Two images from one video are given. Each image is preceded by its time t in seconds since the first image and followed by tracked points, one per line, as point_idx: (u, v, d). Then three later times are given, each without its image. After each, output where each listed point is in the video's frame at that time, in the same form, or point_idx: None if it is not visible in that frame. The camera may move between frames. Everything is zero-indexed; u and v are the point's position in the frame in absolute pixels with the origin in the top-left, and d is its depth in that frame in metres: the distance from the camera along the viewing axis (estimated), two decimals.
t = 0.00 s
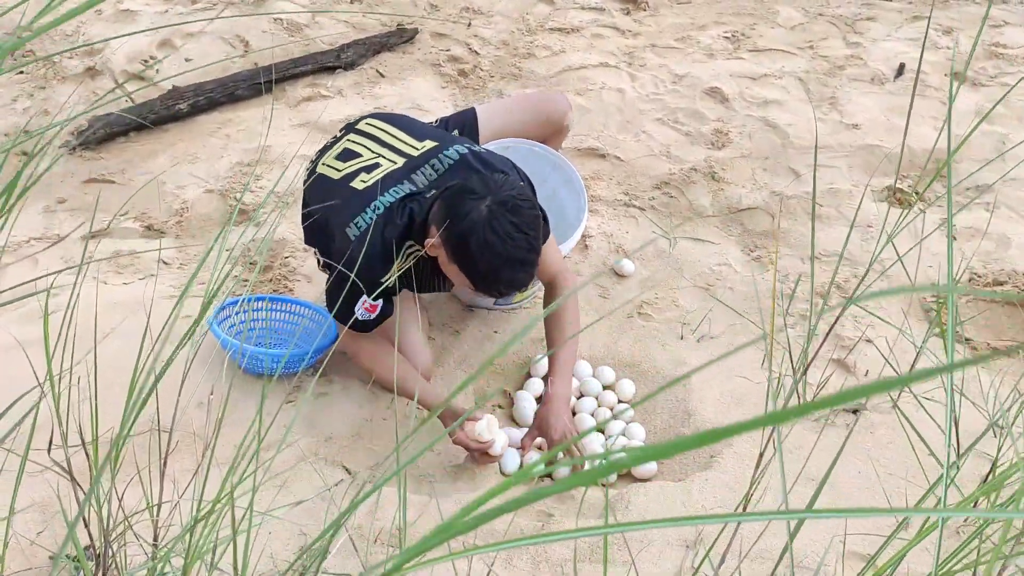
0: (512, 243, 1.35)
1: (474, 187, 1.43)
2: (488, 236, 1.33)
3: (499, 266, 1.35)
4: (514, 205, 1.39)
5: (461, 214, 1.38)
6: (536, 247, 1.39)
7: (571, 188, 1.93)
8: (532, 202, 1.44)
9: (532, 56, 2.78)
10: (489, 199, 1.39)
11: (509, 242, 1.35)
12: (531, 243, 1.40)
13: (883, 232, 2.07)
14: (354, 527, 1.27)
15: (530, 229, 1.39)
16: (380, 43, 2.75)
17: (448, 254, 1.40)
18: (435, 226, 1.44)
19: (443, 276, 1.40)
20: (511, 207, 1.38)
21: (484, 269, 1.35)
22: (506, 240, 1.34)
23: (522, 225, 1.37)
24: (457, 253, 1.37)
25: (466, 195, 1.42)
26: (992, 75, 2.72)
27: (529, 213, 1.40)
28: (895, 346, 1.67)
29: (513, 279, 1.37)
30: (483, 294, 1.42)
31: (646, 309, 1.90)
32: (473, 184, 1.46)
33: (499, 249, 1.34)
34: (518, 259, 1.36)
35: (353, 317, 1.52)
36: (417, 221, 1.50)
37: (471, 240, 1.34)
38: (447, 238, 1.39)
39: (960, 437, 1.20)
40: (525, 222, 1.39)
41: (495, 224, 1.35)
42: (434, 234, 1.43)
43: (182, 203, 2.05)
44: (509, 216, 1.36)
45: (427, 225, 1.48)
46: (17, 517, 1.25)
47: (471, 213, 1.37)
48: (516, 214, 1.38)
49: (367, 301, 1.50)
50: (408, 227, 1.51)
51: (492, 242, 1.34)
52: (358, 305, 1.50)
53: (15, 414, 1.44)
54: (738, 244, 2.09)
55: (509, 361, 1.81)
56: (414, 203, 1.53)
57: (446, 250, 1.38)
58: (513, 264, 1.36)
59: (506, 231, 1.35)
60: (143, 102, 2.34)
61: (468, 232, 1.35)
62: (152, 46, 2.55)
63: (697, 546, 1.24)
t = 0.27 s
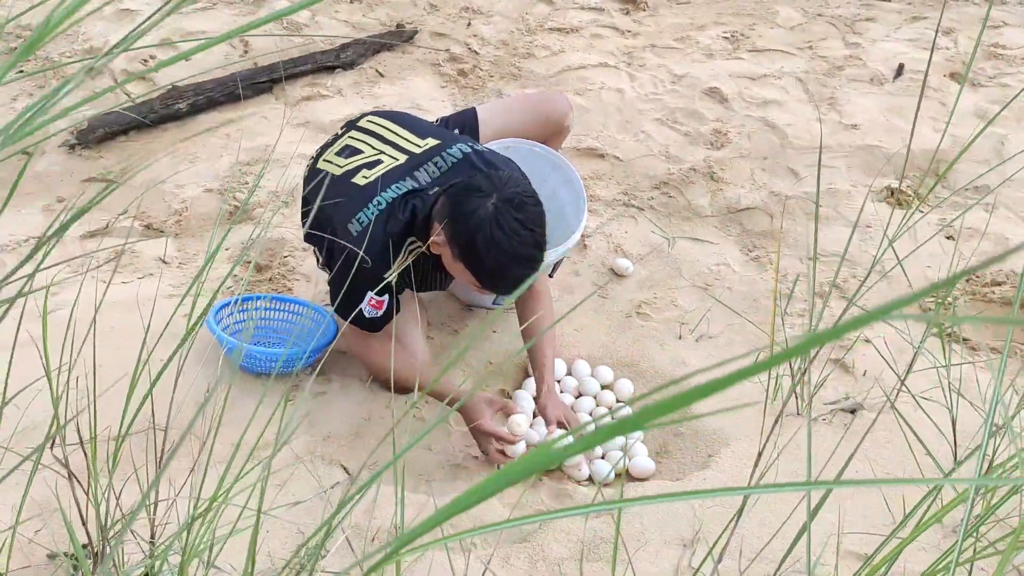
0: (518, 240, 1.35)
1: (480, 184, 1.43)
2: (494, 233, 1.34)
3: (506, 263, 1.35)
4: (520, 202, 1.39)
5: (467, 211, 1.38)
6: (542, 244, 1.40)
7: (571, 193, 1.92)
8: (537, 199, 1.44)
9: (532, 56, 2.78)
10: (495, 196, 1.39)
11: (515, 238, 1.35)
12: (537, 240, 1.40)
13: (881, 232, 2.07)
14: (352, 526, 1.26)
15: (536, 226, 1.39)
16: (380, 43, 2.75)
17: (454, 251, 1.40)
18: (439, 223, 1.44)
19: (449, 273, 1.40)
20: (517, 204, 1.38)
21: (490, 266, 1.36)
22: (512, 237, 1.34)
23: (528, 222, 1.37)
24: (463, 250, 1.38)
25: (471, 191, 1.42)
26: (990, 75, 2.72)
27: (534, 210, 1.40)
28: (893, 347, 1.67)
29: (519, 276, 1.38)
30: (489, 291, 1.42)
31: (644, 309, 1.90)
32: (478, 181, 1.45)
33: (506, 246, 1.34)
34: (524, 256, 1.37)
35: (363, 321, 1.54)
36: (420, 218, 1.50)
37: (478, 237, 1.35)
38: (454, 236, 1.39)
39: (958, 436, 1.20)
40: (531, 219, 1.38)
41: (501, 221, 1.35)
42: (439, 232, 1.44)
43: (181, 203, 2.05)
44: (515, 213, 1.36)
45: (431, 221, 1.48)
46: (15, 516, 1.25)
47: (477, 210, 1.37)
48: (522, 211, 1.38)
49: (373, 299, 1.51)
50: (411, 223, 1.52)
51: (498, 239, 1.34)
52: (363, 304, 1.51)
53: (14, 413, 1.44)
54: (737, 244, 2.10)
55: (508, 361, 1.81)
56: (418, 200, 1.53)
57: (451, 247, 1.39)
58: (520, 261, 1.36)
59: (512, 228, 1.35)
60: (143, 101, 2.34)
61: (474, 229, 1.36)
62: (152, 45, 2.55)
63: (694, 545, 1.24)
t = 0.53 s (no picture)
0: (522, 216, 1.33)
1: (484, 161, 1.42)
2: (498, 210, 1.33)
3: (511, 240, 1.34)
4: (523, 178, 1.37)
5: (470, 188, 1.37)
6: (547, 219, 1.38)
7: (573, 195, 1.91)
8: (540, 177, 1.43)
9: (531, 56, 2.79)
10: (499, 173, 1.38)
11: (520, 215, 1.33)
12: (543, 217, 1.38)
13: (881, 232, 2.08)
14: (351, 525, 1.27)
15: (541, 201, 1.37)
16: (379, 43, 2.75)
17: (458, 229, 1.40)
18: (443, 202, 1.44)
19: (456, 253, 1.40)
20: (520, 180, 1.36)
21: (495, 243, 1.35)
22: (516, 214, 1.33)
23: (532, 198, 1.35)
24: (468, 228, 1.37)
25: (474, 168, 1.41)
26: (990, 74, 2.72)
27: (537, 186, 1.38)
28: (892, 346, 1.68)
29: (525, 253, 1.37)
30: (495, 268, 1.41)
31: (644, 309, 1.90)
32: (481, 158, 1.43)
33: (511, 222, 1.33)
34: (529, 232, 1.35)
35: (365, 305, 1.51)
36: (423, 198, 1.50)
37: (482, 214, 1.34)
38: (458, 214, 1.39)
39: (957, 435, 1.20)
40: (535, 194, 1.36)
41: (505, 196, 1.34)
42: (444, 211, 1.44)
43: (181, 203, 2.06)
44: (518, 189, 1.35)
45: (435, 202, 1.48)
46: (15, 516, 1.25)
47: (480, 188, 1.36)
48: (525, 187, 1.36)
49: (382, 283, 1.49)
50: (414, 204, 1.51)
51: (503, 216, 1.33)
52: (368, 290, 1.49)
53: (14, 413, 1.44)
54: (736, 243, 2.10)
55: (508, 360, 1.81)
56: (421, 181, 1.53)
57: (456, 225, 1.38)
58: (526, 237, 1.35)
59: (517, 204, 1.33)
60: (142, 102, 2.34)
61: (478, 206, 1.35)
62: (152, 46, 2.55)
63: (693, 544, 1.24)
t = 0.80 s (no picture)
0: (532, 201, 1.33)
1: (490, 148, 1.41)
2: (508, 196, 1.32)
3: (522, 226, 1.34)
4: (531, 164, 1.37)
5: (479, 176, 1.37)
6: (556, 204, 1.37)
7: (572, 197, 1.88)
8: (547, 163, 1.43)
9: (530, 57, 2.79)
10: (506, 159, 1.38)
11: (529, 200, 1.33)
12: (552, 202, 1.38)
13: (880, 231, 2.08)
14: (352, 529, 1.27)
15: (549, 186, 1.37)
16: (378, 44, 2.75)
17: (468, 218, 1.40)
18: (450, 192, 1.43)
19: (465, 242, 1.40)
20: (527, 166, 1.36)
21: (505, 230, 1.34)
22: (526, 199, 1.32)
23: (540, 183, 1.35)
24: (478, 216, 1.37)
25: (480, 155, 1.40)
26: (989, 73, 2.72)
27: (544, 171, 1.37)
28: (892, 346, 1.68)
29: (536, 239, 1.36)
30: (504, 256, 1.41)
31: (644, 309, 1.90)
32: (486, 146, 1.43)
33: (521, 208, 1.32)
34: (540, 217, 1.35)
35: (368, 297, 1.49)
36: (427, 190, 1.51)
37: (492, 201, 1.34)
38: (466, 203, 1.39)
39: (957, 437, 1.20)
40: (543, 180, 1.36)
41: (514, 183, 1.33)
42: (451, 201, 1.44)
43: (180, 206, 2.06)
44: (526, 174, 1.35)
45: (440, 193, 1.48)
46: (15, 520, 1.25)
47: (489, 175, 1.36)
48: (532, 172, 1.36)
49: (388, 276, 1.48)
50: (417, 196, 1.52)
51: (513, 202, 1.32)
52: (374, 282, 1.48)
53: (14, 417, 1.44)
54: (736, 243, 2.10)
55: (507, 362, 1.81)
56: (426, 174, 1.55)
57: (465, 212, 1.38)
58: (536, 222, 1.34)
59: (526, 190, 1.33)
60: (141, 104, 2.34)
61: (488, 194, 1.35)
62: (150, 48, 2.56)
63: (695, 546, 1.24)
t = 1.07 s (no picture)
0: (536, 208, 1.33)
1: (492, 155, 1.42)
2: (512, 203, 1.32)
3: (525, 233, 1.33)
4: (533, 170, 1.37)
5: (481, 183, 1.37)
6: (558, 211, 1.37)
7: (572, 194, 1.87)
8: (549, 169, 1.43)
9: (529, 58, 2.79)
10: (508, 166, 1.38)
11: (532, 206, 1.32)
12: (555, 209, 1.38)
13: (880, 231, 2.08)
14: (352, 531, 1.27)
15: (551, 193, 1.37)
16: (377, 46, 2.75)
17: (471, 225, 1.40)
18: (454, 200, 1.44)
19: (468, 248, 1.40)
20: (529, 173, 1.36)
21: (508, 237, 1.34)
22: (529, 205, 1.32)
23: (542, 189, 1.34)
24: (482, 222, 1.37)
25: (483, 163, 1.40)
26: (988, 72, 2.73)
27: (546, 177, 1.37)
28: (892, 346, 1.68)
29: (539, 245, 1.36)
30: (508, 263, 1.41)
31: (643, 310, 1.90)
32: (488, 153, 1.43)
33: (524, 214, 1.32)
34: (543, 224, 1.34)
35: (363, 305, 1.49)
36: (428, 198, 1.52)
37: (495, 208, 1.33)
38: (470, 209, 1.39)
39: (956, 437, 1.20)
40: (545, 186, 1.36)
41: (517, 189, 1.33)
42: (453, 208, 1.44)
43: (179, 208, 2.06)
44: (529, 181, 1.34)
45: (443, 201, 1.49)
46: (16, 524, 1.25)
47: (491, 182, 1.36)
48: (535, 179, 1.35)
49: (383, 287, 1.48)
50: (419, 205, 1.52)
51: (516, 209, 1.32)
52: (371, 291, 1.48)
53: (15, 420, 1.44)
54: (735, 243, 2.10)
55: (507, 363, 1.81)
56: (428, 182, 1.55)
57: (469, 219, 1.38)
58: (540, 228, 1.34)
59: (529, 196, 1.33)
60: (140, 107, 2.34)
61: (491, 200, 1.34)
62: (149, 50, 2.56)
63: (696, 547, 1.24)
